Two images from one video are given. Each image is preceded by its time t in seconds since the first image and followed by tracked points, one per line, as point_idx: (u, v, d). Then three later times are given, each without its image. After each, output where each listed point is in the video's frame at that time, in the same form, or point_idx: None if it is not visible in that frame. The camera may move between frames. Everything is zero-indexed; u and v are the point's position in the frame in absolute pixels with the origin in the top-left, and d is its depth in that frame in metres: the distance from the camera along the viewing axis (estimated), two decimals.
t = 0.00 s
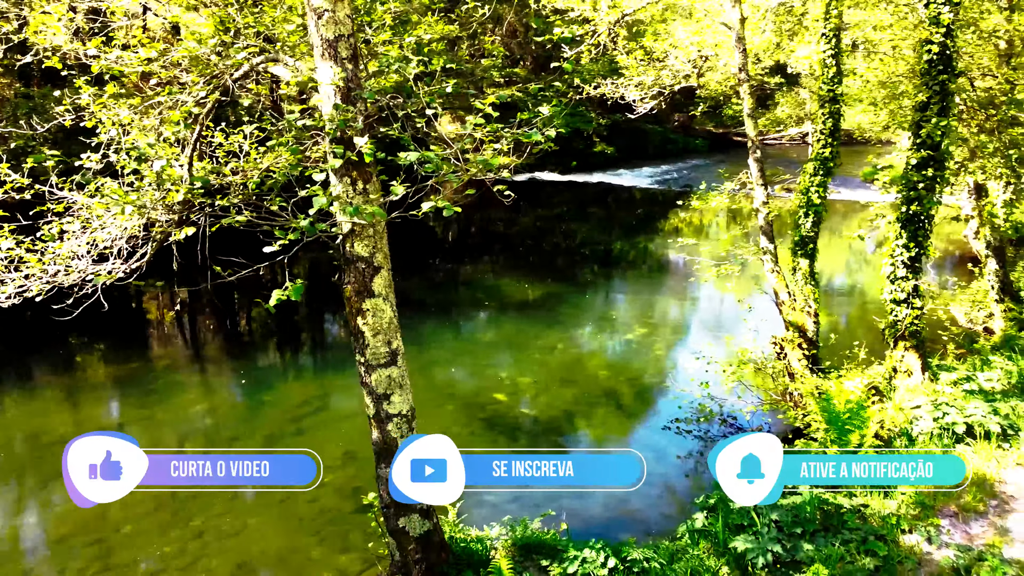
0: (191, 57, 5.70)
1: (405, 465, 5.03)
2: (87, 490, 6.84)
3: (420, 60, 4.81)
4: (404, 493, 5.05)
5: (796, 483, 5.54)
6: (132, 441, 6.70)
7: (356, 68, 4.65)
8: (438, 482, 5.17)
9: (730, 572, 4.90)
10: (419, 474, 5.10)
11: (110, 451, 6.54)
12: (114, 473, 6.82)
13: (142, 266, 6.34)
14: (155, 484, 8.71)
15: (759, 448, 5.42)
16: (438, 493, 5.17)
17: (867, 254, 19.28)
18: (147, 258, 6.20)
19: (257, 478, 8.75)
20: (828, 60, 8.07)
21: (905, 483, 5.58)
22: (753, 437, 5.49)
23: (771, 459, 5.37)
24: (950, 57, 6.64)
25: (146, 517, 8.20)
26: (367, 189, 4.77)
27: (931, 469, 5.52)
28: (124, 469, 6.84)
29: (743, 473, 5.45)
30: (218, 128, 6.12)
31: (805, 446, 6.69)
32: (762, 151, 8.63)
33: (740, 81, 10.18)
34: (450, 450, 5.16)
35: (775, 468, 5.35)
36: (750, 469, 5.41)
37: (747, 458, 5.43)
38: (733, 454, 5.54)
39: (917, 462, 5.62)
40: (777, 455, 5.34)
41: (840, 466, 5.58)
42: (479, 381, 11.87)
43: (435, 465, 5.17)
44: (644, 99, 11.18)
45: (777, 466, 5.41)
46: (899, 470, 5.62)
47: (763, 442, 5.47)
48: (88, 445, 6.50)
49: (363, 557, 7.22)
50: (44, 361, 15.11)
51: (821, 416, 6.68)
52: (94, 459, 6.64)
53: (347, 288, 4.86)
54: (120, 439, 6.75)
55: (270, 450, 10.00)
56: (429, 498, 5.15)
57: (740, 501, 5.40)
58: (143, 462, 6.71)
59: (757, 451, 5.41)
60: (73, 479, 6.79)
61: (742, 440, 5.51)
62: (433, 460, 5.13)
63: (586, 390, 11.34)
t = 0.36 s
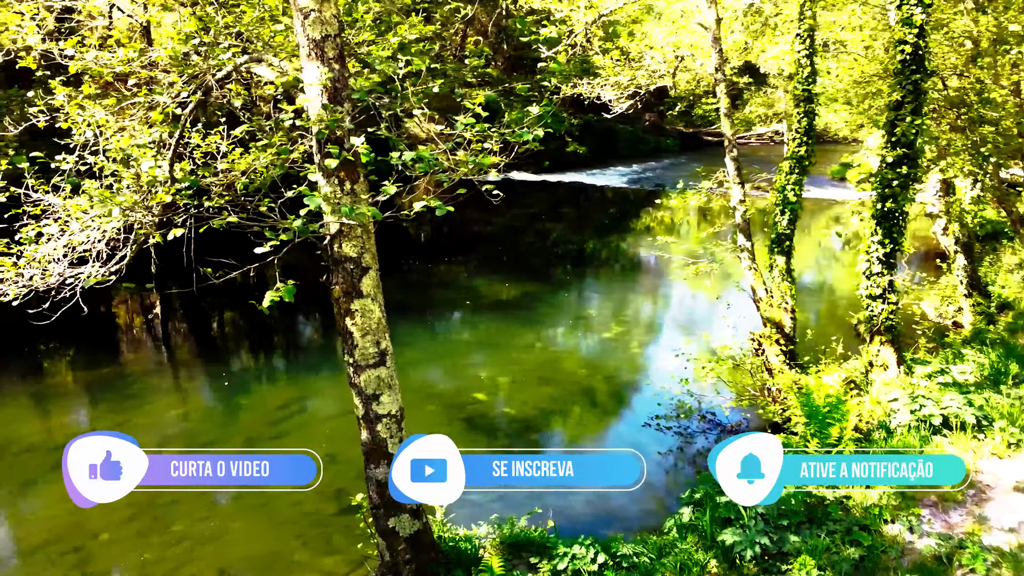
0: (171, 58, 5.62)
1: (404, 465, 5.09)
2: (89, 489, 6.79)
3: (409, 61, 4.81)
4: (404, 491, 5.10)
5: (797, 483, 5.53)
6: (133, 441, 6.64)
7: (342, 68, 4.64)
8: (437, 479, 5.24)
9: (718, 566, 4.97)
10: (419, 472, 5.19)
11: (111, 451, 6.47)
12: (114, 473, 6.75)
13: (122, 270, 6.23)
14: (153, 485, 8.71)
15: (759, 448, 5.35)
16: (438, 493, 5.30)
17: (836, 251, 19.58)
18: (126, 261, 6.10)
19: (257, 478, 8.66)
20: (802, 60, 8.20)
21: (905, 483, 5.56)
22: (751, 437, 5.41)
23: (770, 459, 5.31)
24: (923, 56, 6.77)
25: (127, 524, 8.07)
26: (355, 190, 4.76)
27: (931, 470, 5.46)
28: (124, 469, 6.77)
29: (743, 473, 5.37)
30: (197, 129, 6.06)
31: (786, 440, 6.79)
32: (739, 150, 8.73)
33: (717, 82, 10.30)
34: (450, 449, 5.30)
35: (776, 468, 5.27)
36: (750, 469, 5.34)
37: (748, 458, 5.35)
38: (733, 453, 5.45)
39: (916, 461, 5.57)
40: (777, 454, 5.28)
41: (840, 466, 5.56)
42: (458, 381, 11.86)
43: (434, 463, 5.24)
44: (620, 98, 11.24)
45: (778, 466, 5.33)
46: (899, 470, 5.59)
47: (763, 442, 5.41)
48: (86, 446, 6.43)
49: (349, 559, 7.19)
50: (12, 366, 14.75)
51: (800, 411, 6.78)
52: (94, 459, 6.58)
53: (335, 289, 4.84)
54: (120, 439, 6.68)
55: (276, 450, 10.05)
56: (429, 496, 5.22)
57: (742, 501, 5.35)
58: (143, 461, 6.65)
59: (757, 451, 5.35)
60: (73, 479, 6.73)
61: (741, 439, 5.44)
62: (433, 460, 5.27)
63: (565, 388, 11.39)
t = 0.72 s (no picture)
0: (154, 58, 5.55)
1: (406, 466, 5.19)
2: (90, 489, 6.77)
3: (398, 62, 4.82)
4: (405, 492, 5.15)
5: (796, 483, 5.53)
6: (132, 441, 6.61)
7: (331, 68, 4.62)
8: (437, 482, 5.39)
9: (708, 560, 5.04)
10: (419, 475, 5.28)
11: (111, 451, 6.44)
12: (114, 473, 6.72)
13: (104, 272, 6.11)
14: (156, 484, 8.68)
15: (760, 448, 5.35)
16: (438, 493, 5.42)
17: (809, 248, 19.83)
18: (109, 263, 6.01)
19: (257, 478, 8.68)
20: (780, 60, 8.31)
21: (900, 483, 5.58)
22: (750, 440, 5.41)
23: (771, 459, 5.34)
24: (900, 56, 6.89)
25: (111, 529, 7.98)
26: (344, 189, 4.76)
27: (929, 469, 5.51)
28: (124, 469, 6.75)
29: (743, 473, 5.36)
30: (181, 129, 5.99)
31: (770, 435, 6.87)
32: (718, 149, 8.82)
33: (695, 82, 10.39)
34: (450, 450, 5.45)
35: (775, 467, 5.33)
36: (750, 469, 5.34)
37: (747, 458, 5.35)
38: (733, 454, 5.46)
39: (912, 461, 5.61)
40: (777, 453, 5.34)
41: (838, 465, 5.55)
42: (439, 381, 11.86)
43: (434, 466, 5.38)
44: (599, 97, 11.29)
45: (776, 466, 5.36)
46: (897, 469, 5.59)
47: (763, 442, 5.42)
48: (85, 446, 6.39)
49: (337, 560, 7.17)
50: None
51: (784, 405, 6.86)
52: (94, 459, 6.55)
53: (326, 289, 4.83)
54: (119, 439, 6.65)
55: (278, 449, 10.05)
56: (426, 498, 5.32)
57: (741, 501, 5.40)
58: (144, 461, 6.62)
59: (757, 451, 5.36)
60: (73, 479, 6.70)
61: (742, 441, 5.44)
62: (433, 460, 5.40)
63: (547, 387, 11.44)
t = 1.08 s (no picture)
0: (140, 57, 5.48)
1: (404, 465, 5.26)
2: (90, 489, 6.79)
3: (390, 62, 4.82)
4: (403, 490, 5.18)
5: (797, 483, 5.52)
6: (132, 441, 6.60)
7: (323, 68, 4.62)
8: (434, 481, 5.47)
9: (702, 554, 5.11)
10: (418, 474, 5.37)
11: (110, 451, 6.43)
12: (114, 473, 6.73)
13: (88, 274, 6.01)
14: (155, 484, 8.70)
15: (760, 449, 5.43)
16: (438, 493, 5.53)
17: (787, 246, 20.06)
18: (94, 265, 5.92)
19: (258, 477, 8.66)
20: (762, 59, 8.42)
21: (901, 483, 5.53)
22: (752, 440, 5.51)
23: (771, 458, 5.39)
24: (880, 56, 7.00)
25: (97, 534, 7.90)
26: (338, 189, 4.75)
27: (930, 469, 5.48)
28: (124, 469, 6.76)
29: (743, 473, 5.40)
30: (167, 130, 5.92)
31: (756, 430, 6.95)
32: (701, 148, 8.90)
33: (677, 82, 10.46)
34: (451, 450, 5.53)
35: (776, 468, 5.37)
36: (750, 469, 5.38)
37: (748, 458, 5.39)
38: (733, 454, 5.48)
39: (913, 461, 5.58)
40: (778, 453, 5.40)
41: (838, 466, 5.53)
42: (423, 381, 11.85)
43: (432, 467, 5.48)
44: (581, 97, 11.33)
45: (777, 466, 5.41)
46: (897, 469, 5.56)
47: (763, 444, 5.48)
48: (86, 446, 6.37)
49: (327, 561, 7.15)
50: None
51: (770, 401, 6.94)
52: (94, 459, 6.54)
53: (318, 289, 4.81)
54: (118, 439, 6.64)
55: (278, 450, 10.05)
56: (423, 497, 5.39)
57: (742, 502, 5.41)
58: (143, 461, 6.62)
59: (757, 451, 5.43)
60: (73, 479, 6.69)
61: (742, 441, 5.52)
62: (433, 460, 5.51)
63: (532, 386, 11.46)
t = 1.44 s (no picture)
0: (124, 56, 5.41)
1: (404, 467, 5.52)
2: (89, 489, 6.78)
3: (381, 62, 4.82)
4: (403, 492, 5.42)
5: (797, 483, 5.58)
6: (132, 441, 6.59)
7: (315, 68, 4.61)
8: (435, 480, 5.69)
9: (694, 549, 5.19)
10: (419, 475, 5.59)
11: (111, 451, 6.40)
12: (114, 473, 6.71)
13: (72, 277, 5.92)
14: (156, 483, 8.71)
15: (759, 448, 5.41)
16: (435, 491, 5.70)
17: (763, 244, 20.26)
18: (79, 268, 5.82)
19: (257, 478, 8.76)
20: (744, 59, 8.52)
21: (902, 483, 5.55)
22: (751, 441, 5.47)
23: (771, 457, 5.40)
24: (861, 56, 7.12)
25: (80, 540, 7.80)
26: (331, 190, 4.73)
27: (931, 470, 5.46)
28: (124, 468, 6.74)
29: (743, 473, 5.45)
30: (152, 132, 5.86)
31: (742, 426, 7.03)
32: (684, 147, 8.98)
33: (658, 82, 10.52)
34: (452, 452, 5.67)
35: (776, 465, 5.40)
36: (750, 470, 5.41)
37: (748, 458, 5.40)
38: (732, 455, 5.49)
39: (914, 462, 5.58)
40: (778, 454, 5.38)
41: (839, 466, 5.57)
42: (406, 381, 11.83)
43: (433, 465, 5.67)
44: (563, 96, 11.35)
45: (776, 466, 5.44)
46: (899, 470, 5.59)
47: (763, 443, 5.47)
48: (86, 446, 6.35)
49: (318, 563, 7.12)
50: None
51: (756, 397, 7.01)
52: (94, 459, 6.52)
53: (311, 290, 4.80)
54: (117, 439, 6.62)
55: (276, 449, 10.10)
56: (425, 498, 5.61)
57: (742, 502, 5.45)
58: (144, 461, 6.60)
59: (757, 451, 5.40)
60: (72, 479, 6.67)
61: (739, 442, 5.50)
62: (433, 460, 5.68)
63: (515, 385, 11.47)
